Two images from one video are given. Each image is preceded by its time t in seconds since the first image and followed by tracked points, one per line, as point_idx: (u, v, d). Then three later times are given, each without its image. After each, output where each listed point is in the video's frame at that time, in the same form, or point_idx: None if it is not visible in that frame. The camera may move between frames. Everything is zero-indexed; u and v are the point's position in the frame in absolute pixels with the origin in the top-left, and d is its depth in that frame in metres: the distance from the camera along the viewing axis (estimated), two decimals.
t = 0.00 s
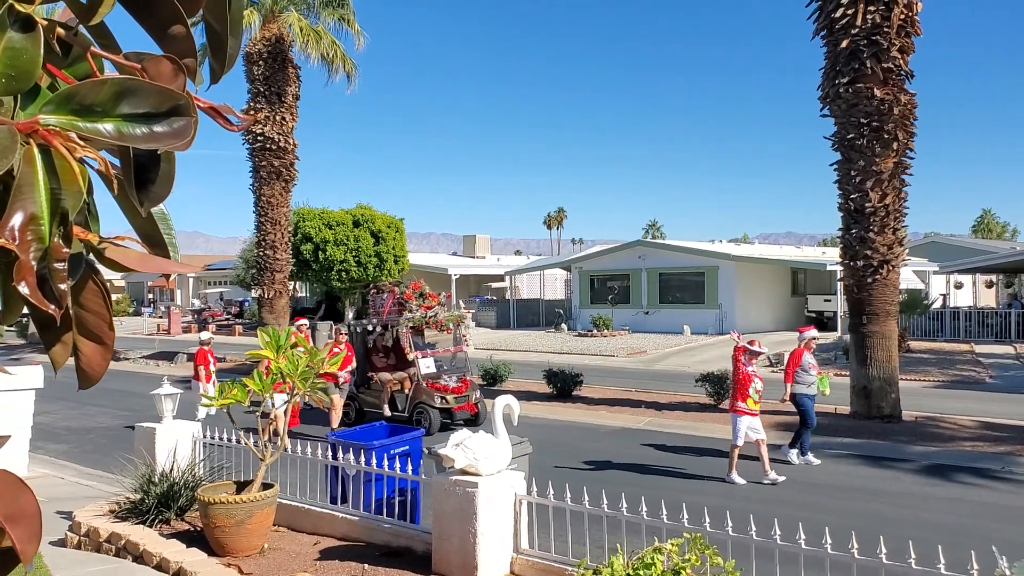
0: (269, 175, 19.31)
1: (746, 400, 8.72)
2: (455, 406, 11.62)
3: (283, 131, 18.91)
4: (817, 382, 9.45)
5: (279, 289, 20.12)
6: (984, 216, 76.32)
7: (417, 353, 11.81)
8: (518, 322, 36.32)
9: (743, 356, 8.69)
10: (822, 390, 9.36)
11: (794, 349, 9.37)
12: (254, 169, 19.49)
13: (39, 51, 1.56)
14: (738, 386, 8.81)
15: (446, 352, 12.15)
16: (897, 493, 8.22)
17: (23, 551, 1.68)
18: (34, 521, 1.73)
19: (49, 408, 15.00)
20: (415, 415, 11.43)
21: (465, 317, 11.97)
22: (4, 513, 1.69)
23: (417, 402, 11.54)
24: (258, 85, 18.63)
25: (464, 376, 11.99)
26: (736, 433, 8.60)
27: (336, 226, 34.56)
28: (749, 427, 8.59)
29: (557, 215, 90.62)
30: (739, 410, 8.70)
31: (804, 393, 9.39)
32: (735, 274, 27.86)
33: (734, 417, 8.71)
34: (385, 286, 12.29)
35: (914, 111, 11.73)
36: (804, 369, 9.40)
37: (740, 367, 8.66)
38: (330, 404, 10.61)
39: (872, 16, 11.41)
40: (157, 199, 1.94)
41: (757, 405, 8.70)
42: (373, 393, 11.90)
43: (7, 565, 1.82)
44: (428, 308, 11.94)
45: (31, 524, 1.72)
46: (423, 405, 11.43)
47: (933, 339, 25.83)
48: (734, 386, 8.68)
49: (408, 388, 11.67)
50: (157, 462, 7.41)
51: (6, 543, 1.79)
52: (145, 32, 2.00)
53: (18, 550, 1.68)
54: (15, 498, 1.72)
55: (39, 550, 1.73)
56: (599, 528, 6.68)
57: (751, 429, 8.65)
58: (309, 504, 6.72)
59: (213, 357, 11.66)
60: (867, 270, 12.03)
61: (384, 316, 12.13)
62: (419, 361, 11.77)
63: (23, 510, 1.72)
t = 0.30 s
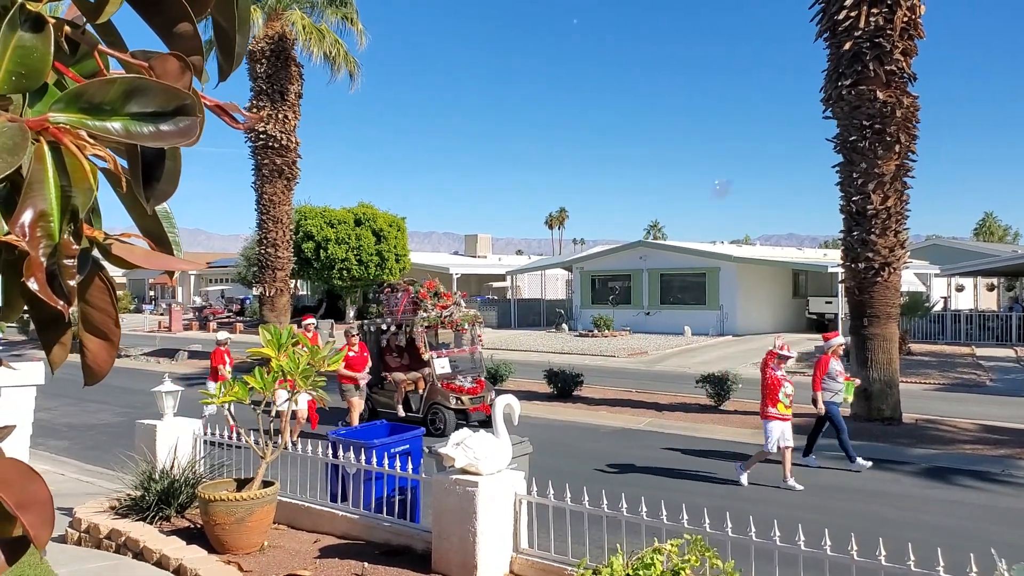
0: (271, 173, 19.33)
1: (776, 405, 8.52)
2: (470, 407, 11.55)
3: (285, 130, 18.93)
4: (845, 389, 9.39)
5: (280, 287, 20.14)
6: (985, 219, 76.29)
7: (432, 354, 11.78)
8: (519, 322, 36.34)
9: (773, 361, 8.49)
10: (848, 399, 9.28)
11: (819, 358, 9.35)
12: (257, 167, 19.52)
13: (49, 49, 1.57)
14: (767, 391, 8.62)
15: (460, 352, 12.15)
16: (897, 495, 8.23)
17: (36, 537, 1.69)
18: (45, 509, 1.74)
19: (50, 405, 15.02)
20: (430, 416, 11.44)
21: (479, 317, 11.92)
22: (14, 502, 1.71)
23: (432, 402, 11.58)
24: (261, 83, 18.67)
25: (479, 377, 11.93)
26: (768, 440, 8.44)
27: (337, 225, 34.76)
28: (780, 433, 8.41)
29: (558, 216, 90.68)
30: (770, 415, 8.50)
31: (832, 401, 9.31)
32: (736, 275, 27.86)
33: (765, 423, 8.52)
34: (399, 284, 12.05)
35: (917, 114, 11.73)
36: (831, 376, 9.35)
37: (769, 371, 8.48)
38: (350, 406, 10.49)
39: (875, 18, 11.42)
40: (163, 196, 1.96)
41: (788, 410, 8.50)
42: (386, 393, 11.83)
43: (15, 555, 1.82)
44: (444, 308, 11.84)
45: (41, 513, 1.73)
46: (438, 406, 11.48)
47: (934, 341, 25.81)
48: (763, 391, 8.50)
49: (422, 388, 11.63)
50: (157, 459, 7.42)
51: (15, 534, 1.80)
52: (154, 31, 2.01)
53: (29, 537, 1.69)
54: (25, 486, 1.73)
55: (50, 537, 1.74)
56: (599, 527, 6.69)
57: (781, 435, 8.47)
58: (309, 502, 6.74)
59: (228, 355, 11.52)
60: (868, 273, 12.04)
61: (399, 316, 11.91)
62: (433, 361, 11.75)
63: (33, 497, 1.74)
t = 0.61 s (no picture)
0: (272, 172, 19.33)
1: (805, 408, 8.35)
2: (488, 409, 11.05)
3: (285, 129, 18.93)
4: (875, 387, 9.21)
5: (281, 286, 20.13)
6: (986, 220, 76.34)
7: (449, 354, 11.45)
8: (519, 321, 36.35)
9: (803, 361, 8.39)
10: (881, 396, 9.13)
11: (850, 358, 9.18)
12: (257, 166, 19.53)
13: (52, 51, 1.58)
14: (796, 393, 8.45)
15: (477, 352, 11.86)
16: (897, 495, 8.24)
17: (34, 539, 1.70)
18: (43, 510, 1.75)
19: (50, 403, 15.04)
20: (447, 418, 11.14)
21: (496, 317, 11.73)
22: (14, 503, 1.72)
23: (449, 404, 11.26)
24: (262, 82, 18.68)
25: (497, 378, 11.57)
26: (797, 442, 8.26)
27: (338, 224, 34.81)
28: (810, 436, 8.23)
29: (559, 215, 90.73)
30: (797, 417, 8.33)
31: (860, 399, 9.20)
32: (736, 275, 27.86)
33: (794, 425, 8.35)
34: (416, 284, 12.08)
35: (918, 114, 11.74)
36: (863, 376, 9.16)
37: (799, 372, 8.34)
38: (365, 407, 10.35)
39: (876, 19, 11.42)
40: (166, 194, 1.96)
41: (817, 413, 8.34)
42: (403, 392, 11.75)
43: (15, 555, 1.83)
44: (460, 308, 11.62)
45: (40, 514, 1.74)
46: (454, 408, 11.15)
47: (934, 342, 25.82)
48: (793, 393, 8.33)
49: (437, 389, 11.46)
50: (157, 457, 7.43)
51: (16, 533, 1.81)
52: (156, 30, 2.01)
53: (28, 538, 1.70)
54: (25, 487, 1.74)
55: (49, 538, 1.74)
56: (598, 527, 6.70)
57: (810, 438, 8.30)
58: (309, 501, 6.75)
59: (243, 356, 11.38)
60: (868, 273, 12.05)
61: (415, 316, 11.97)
62: (450, 362, 11.41)
63: (32, 498, 1.74)
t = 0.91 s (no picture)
0: (273, 171, 19.34)
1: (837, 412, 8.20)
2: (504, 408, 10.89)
3: (287, 128, 18.92)
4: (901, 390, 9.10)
5: (281, 285, 20.11)
6: (986, 220, 76.29)
7: (465, 354, 11.23)
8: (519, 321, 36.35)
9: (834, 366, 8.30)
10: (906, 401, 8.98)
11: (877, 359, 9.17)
12: (258, 165, 19.53)
13: (54, 49, 1.58)
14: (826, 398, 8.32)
15: (493, 353, 11.64)
16: (897, 495, 8.23)
17: (38, 535, 1.71)
18: (47, 506, 1.76)
19: (50, 402, 15.04)
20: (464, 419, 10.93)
21: (513, 318, 11.60)
22: (16, 498, 1.72)
23: (465, 405, 10.99)
24: (263, 81, 18.68)
25: (512, 379, 11.36)
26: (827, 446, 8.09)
27: (339, 223, 34.85)
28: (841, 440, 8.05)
29: (559, 215, 90.69)
30: (831, 422, 8.11)
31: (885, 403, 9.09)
32: (737, 275, 27.85)
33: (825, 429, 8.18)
34: (433, 283, 12.03)
35: (919, 114, 11.74)
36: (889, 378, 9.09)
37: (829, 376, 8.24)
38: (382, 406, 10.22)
39: (878, 19, 11.42)
40: (167, 193, 1.97)
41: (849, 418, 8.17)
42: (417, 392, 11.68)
43: (18, 551, 1.84)
44: (476, 307, 11.53)
45: (43, 510, 1.75)
46: (470, 410, 10.89)
47: (934, 342, 25.79)
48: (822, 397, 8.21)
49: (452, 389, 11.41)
50: (158, 456, 7.43)
51: (18, 530, 1.82)
52: (158, 29, 2.02)
53: (32, 534, 1.71)
54: (28, 483, 1.75)
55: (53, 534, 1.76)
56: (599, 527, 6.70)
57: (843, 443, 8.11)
58: (309, 501, 6.75)
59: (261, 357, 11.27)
60: (869, 273, 12.05)
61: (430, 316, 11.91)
62: (466, 362, 11.17)
63: (35, 494, 1.75)
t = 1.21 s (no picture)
0: (274, 170, 19.35)
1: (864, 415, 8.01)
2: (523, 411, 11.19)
3: (288, 127, 18.94)
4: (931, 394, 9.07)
5: (283, 284, 20.12)
6: (987, 220, 76.31)
7: (482, 355, 11.16)
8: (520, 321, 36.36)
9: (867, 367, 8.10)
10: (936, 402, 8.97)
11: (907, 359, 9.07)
12: (259, 165, 19.53)
13: (58, 46, 1.58)
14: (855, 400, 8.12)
15: (511, 353, 11.56)
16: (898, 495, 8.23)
17: (42, 532, 1.73)
18: (49, 502, 1.76)
19: (51, 401, 15.06)
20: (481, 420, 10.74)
21: (530, 318, 11.55)
22: (20, 496, 1.73)
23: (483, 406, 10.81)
24: (264, 80, 18.68)
25: (529, 380, 11.40)
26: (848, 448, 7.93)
27: (340, 222, 34.90)
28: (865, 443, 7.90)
29: (560, 214, 90.72)
30: (857, 425, 7.96)
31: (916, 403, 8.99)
32: (738, 275, 27.86)
33: (849, 431, 8.01)
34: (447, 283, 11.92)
35: (920, 114, 11.74)
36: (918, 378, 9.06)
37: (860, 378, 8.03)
38: (398, 408, 10.31)
39: (879, 18, 11.40)
40: (170, 192, 1.97)
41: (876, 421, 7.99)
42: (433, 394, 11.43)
43: (21, 549, 1.85)
44: (492, 307, 11.49)
45: (46, 506, 1.75)
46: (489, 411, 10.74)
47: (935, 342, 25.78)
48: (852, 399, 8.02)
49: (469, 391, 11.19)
50: (159, 456, 7.44)
51: (21, 527, 1.83)
52: (160, 29, 2.02)
53: (35, 531, 1.73)
54: (31, 480, 1.75)
55: (55, 531, 1.77)
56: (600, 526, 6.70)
57: (867, 446, 7.96)
58: (311, 500, 6.75)
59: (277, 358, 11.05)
60: (871, 273, 12.03)
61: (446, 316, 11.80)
62: (484, 362, 11.10)
63: (40, 491, 1.75)
